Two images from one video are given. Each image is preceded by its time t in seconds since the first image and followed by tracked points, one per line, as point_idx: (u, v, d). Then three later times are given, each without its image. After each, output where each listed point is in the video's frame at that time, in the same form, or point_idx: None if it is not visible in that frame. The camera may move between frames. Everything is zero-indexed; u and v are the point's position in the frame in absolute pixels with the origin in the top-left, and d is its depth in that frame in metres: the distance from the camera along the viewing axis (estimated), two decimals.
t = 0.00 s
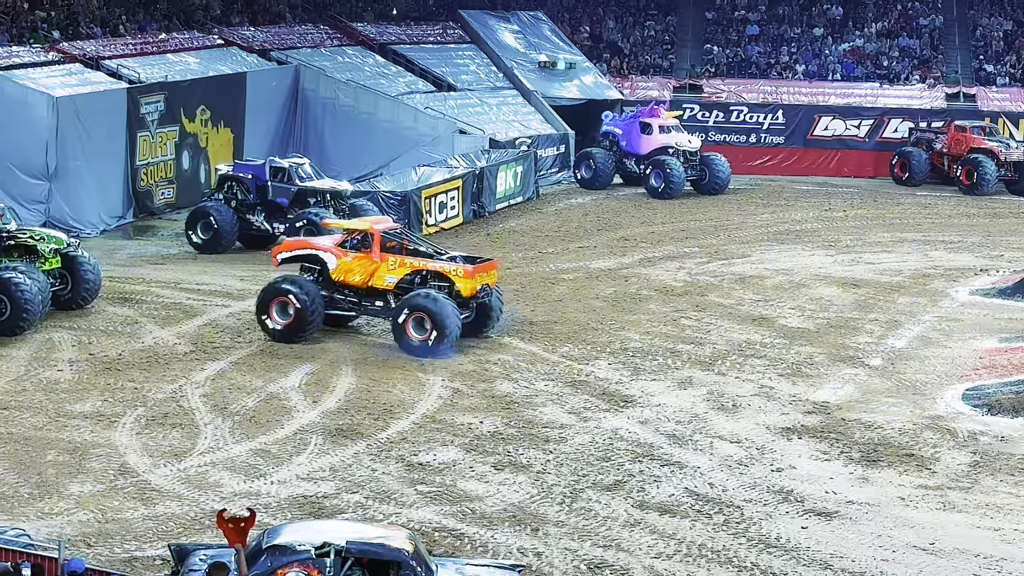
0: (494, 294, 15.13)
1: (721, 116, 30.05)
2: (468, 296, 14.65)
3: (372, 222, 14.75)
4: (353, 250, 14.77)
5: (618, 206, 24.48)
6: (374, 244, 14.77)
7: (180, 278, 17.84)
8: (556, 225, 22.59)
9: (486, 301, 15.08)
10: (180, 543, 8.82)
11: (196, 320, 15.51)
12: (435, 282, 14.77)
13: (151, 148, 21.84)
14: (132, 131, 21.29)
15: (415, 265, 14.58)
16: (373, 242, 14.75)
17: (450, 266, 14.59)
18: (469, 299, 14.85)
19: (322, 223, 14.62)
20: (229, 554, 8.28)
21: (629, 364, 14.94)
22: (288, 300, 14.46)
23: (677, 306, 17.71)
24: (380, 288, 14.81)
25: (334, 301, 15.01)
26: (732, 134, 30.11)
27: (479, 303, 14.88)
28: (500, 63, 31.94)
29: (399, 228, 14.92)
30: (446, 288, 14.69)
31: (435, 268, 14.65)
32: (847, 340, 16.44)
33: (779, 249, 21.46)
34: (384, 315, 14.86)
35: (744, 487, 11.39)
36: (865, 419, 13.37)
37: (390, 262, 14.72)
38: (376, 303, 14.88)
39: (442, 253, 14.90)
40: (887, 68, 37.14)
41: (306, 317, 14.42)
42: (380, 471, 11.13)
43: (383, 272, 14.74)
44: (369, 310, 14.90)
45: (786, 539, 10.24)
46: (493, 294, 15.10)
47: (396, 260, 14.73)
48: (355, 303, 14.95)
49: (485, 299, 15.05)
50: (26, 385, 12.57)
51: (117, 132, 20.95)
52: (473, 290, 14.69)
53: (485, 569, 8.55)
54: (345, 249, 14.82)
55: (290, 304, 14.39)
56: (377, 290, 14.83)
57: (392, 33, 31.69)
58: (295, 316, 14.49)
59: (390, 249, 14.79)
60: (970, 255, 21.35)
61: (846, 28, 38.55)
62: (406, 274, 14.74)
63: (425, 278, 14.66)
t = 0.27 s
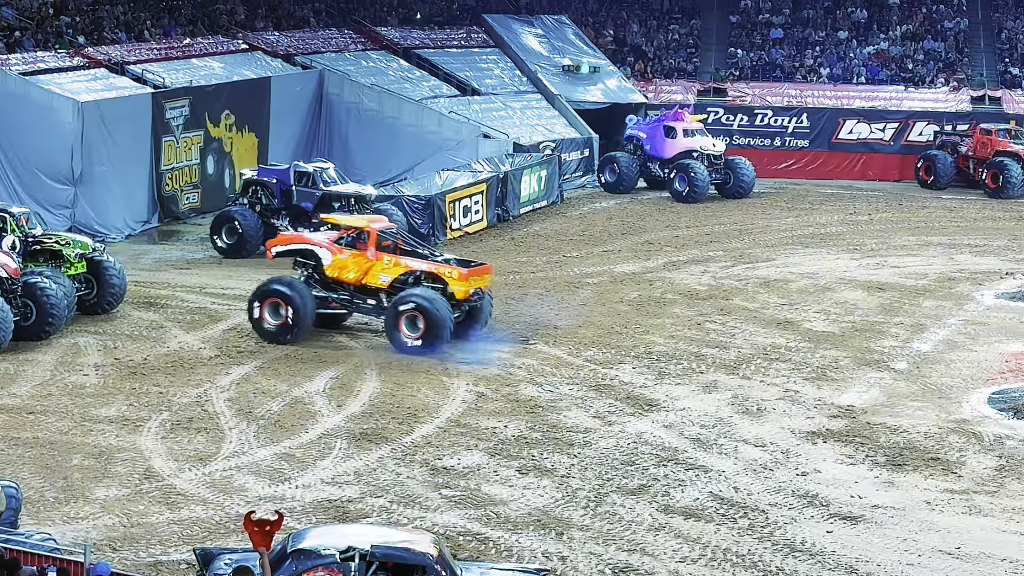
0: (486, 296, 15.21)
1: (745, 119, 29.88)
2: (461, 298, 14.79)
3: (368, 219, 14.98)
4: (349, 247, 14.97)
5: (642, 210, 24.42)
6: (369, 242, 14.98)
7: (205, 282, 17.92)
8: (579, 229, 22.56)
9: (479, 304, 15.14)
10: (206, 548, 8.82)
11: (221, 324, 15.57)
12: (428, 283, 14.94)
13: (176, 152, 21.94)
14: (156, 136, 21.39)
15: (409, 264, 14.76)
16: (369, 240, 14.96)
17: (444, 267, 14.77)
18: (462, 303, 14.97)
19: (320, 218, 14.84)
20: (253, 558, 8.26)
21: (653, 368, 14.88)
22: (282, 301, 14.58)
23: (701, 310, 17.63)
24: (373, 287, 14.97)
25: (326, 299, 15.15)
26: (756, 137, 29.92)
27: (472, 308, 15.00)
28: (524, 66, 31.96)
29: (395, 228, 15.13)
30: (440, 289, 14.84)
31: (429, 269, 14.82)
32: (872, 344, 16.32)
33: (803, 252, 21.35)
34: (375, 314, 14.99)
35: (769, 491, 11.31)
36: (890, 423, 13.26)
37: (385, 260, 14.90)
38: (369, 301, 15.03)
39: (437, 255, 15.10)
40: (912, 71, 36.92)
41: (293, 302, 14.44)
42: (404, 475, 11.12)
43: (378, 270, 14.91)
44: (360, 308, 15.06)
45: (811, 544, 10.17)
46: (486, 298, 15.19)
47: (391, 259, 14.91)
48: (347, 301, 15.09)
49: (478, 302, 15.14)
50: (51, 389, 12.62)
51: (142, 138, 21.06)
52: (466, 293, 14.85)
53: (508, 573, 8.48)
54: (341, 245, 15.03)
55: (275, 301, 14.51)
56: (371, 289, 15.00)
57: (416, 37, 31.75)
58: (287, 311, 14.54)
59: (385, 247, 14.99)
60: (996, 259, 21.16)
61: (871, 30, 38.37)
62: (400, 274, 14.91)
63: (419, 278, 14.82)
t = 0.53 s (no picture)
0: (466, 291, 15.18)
1: (779, 121, 29.60)
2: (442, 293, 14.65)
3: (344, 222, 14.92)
4: (327, 251, 14.91)
5: (675, 213, 24.28)
6: (346, 245, 14.90)
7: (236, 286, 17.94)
8: (612, 232, 22.43)
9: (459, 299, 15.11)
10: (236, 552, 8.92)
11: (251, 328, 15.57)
12: (410, 281, 14.85)
13: (207, 156, 21.95)
14: (187, 139, 21.42)
15: (388, 264, 14.66)
16: (346, 243, 14.89)
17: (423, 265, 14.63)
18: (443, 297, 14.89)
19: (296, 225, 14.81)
20: (285, 563, 8.21)
21: (686, 372, 14.74)
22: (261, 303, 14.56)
23: (735, 314, 17.47)
24: (354, 289, 14.90)
25: (307, 303, 15.09)
26: (790, 139, 29.67)
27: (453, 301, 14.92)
28: (556, 69, 31.87)
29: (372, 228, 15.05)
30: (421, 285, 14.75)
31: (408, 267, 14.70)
32: (908, 348, 16.10)
33: (838, 255, 21.13)
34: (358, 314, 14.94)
35: (804, 496, 11.16)
36: (926, 427, 13.06)
37: (363, 262, 14.81)
38: (350, 302, 14.97)
39: (417, 253, 14.97)
40: (948, 72, 36.53)
41: (262, 293, 14.49)
42: (437, 480, 11.05)
43: (357, 272, 14.83)
44: (343, 309, 14.99)
45: (846, 549, 10.03)
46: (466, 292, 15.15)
47: (370, 260, 14.82)
48: (329, 303, 15.03)
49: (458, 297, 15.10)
50: (82, 394, 12.63)
51: (172, 141, 21.10)
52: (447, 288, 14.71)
53: None
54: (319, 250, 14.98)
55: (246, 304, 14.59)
56: (352, 290, 14.93)
57: (447, 40, 31.75)
58: (261, 306, 14.57)
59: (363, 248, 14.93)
60: None
61: (906, 32, 38.02)
62: (380, 274, 14.81)
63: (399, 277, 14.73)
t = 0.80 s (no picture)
0: (462, 284, 15.07)
1: (821, 124, 29.25)
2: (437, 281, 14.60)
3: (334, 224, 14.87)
4: (319, 254, 14.83)
5: (716, 217, 23.99)
6: (338, 246, 14.82)
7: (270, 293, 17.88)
8: (651, 237, 22.19)
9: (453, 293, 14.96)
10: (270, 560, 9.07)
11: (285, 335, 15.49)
12: (404, 277, 14.75)
13: (239, 160, 21.93)
14: (218, 143, 21.40)
15: (380, 258, 14.63)
16: (338, 244, 14.82)
17: (414, 254, 14.58)
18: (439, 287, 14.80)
19: (286, 231, 14.76)
20: (319, 573, 8.07)
21: (727, 380, 14.48)
22: (257, 307, 14.53)
23: (776, 320, 17.18)
24: (350, 289, 14.80)
25: (306, 308, 15.05)
26: (832, 143, 29.37)
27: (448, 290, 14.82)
28: (593, 72, 31.67)
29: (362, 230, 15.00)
30: (416, 276, 14.67)
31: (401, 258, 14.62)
32: (953, 355, 15.75)
33: (881, 261, 20.77)
34: (358, 316, 14.87)
35: (848, 506, 10.89)
36: (974, 436, 12.74)
37: (356, 260, 14.74)
38: (347, 304, 14.93)
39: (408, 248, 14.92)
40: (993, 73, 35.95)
41: (253, 293, 14.49)
42: (473, 490, 10.87)
43: (351, 271, 14.74)
44: (341, 313, 14.95)
45: (891, 560, 9.77)
46: (462, 286, 15.03)
47: (363, 258, 14.74)
48: (327, 308, 14.98)
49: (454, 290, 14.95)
50: (114, 402, 12.56)
51: (204, 146, 21.07)
52: (441, 277, 14.65)
53: None
54: (311, 254, 14.88)
55: (241, 310, 14.60)
56: (348, 291, 14.84)
57: (483, 42, 31.64)
58: (255, 308, 14.56)
59: (356, 248, 14.79)
60: None
61: (951, 33, 37.48)
62: (374, 270, 14.73)
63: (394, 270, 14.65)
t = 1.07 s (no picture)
0: (476, 281, 14.84)
1: (860, 125, 28.81)
2: (450, 278, 14.40)
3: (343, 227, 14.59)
4: (331, 259, 14.57)
5: (752, 220, 23.73)
6: (349, 249, 14.56)
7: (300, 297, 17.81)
8: (686, 241, 21.96)
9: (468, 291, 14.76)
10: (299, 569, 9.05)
11: (315, 340, 15.40)
12: (417, 275, 14.60)
13: (267, 162, 21.89)
14: (247, 146, 21.36)
15: (391, 258, 14.47)
16: (348, 247, 14.54)
17: (425, 253, 14.34)
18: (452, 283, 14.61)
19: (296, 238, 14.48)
20: None
21: (764, 386, 14.23)
22: (273, 311, 14.43)
23: (814, 325, 16.91)
24: (364, 291, 14.59)
25: (322, 312, 14.85)
26: (871, 144, 28.93)
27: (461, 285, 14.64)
28: (627, 72, 31.48)
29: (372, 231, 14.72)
30: (427, 272, 14.50)
31: (412, 258, 14.40)
32: (996, 361, 15.42)
33: (921, 265, 20.43)
34: (374, 319, 14.76)
35: (886, 514, 10.66)
36: (1018, 444, 12.44)
37: (367, 262, 14.49)
38: (363, 308, 14.83)
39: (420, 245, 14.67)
40: None
41: (268, 297, 14.40)
42: (505, 498, 10.71)
43: (364, 274, 14.50)
44: (357, 317, 14.79)
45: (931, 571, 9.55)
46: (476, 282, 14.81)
47: (374, 260, 14.51)
48: (343, 313, 14.82)
49: (468, 287, 14.74)
50: (141, 408, 12.49)
51: (234, 148, 21.02)
52: (454, 273, 14.44)
53: None
54: (322, 258, 14.65)
55: (256, 314, 14.54)
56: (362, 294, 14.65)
57: (515, 42, 31.53)
58: (270, 312, 14.48)
59: (367, 250, 14.53)
60: None
61: (991, 32, 36.95)
62: (387, 271, 14.55)
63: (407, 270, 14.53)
